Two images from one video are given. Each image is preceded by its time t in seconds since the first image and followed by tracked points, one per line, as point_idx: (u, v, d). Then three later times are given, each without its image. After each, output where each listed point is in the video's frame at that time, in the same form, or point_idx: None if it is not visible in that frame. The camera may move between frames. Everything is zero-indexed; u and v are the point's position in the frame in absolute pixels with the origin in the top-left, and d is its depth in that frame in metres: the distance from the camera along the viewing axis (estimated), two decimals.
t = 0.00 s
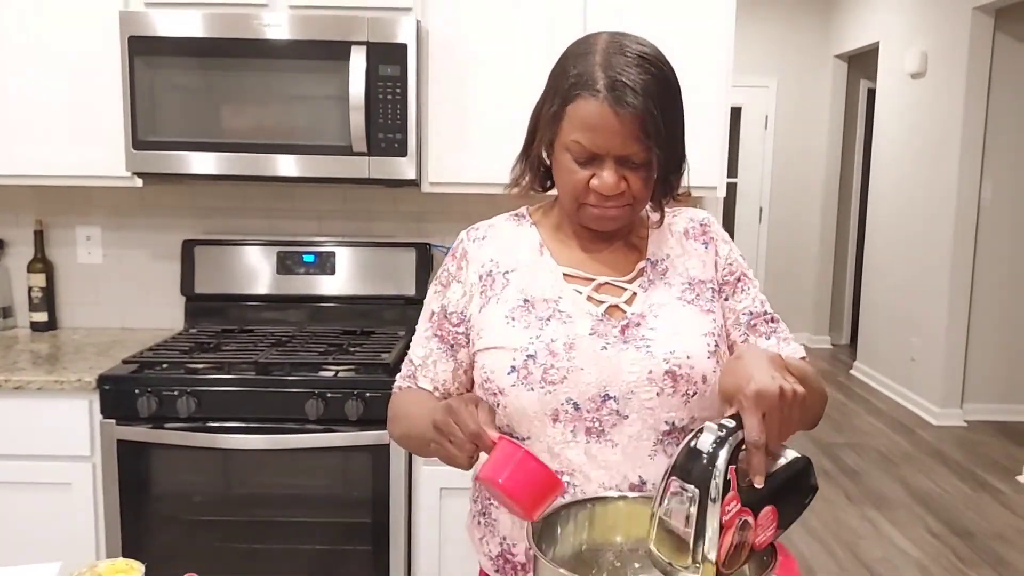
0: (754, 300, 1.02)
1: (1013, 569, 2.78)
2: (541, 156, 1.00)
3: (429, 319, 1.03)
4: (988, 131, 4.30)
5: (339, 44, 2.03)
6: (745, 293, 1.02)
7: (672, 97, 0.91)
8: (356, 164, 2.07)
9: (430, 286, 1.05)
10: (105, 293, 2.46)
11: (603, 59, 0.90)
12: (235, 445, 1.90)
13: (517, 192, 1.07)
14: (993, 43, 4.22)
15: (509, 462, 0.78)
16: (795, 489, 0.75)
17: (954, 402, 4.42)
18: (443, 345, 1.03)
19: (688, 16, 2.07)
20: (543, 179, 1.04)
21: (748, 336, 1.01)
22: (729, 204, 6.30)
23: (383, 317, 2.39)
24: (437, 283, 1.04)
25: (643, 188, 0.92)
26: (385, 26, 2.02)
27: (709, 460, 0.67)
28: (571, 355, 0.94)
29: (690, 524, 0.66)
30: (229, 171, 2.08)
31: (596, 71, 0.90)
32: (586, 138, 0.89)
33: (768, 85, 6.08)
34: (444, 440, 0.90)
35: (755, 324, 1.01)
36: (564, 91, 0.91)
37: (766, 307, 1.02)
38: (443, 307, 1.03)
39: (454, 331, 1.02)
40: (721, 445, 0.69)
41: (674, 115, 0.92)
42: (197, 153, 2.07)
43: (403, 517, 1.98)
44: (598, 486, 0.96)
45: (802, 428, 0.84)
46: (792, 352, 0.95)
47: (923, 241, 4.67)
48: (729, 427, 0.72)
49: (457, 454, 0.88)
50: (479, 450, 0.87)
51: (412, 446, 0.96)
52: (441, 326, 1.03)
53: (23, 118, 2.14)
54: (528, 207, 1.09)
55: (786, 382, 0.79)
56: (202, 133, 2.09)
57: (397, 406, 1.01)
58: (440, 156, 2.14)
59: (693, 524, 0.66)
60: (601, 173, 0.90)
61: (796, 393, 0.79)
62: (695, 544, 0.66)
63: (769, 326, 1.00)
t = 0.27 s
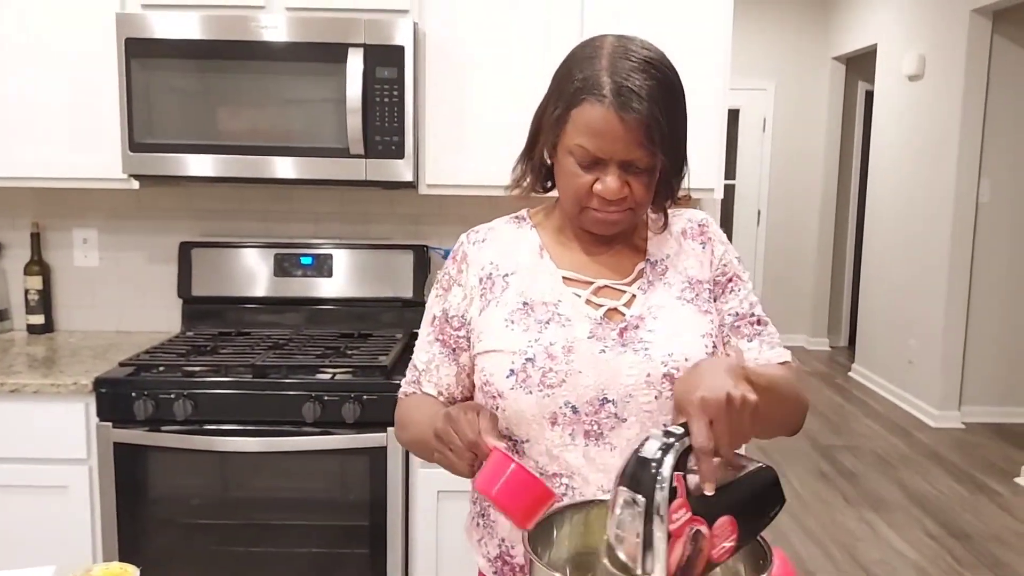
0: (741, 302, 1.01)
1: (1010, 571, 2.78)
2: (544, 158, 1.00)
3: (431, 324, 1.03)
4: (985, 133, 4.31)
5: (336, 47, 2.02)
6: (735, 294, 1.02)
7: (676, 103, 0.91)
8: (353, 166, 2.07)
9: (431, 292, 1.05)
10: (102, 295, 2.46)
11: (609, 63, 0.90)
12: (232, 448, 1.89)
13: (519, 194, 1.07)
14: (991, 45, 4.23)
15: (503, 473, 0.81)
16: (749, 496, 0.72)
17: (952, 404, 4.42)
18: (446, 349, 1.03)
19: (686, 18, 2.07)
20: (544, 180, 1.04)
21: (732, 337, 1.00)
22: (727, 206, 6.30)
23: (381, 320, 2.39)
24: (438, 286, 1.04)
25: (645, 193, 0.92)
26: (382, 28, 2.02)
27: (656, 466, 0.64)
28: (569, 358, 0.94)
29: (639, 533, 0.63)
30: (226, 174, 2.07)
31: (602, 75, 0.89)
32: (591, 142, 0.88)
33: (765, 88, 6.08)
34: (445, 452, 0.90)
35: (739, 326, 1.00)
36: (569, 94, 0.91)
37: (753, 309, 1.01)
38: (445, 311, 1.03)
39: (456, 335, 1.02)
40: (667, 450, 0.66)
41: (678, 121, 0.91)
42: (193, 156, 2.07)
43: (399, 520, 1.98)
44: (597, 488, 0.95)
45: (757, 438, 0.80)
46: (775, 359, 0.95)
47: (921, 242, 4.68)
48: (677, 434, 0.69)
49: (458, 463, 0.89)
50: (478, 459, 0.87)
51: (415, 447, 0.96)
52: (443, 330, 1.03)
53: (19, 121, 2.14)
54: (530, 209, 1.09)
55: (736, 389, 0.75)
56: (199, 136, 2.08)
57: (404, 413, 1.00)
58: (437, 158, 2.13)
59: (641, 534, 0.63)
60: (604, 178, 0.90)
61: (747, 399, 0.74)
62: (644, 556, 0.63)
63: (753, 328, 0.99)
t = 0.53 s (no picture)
0: (733, 300, 1.00)
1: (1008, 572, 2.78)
2: (542, 160, 1.00)
3: (431, 325, 1.04)
4: (983, 134, 4.31)
5: (335, 48, 2.02)
6: (726, 293, 1.01)
7: (672, 106, 0.91)
8: (352, 168, 2.07)
9: (431, 293, 1.05)
10: (100, 297, 2.46)
11: (605, 66, 0.90)
12: (230, 449, 1.89)
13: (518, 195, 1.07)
14: (988, 46, 4.24)
15: (478, 472, 0.82)
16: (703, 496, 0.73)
17: (950, 405, 4.42)
18: (445, 351, 1.03)
19: (684, 18, 2.07)
20: (542, 181, 1.04)
21: (721, 336, 0.99)
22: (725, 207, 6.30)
23: (379, 321, 2.39)
24: (438, 289, 1.05)
25: (642, 195, 0.92)
26: (380, 29, 2.02)
27: (594, 461, 0.66)
28: (566, 359, 0.94)
29: (576, 524, 0.66)
30: (224, 175, 2.07)
31: (599, 79, 0.89)
32: (587, 146, 0.89)
33: (764, 89, 6.09)
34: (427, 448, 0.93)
35: (728, 325, 0.99)
36: (565, 97, 0.91)
37: (745, 306, 1.00)
38: (445, 313, 1.03)
39: (454, 337, 1.03)
40: (611, 444, 0.67)
41: (675, 124, 0.91)
42: (192, 157, 2.07)
43: (398, 521, 1.98)
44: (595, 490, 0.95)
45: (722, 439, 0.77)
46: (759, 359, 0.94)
47: (919, 243, 4.68)
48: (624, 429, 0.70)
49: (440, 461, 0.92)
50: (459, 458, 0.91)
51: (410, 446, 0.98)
52: (443, 332, 1.03)
53: (18, 122, 2.14)
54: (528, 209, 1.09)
55: (694, 388, 0.72)
56: (197, 137, 2.08)
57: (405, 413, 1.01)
58: (435, 159, 2.14)
59: (577, 524, 0.66)
60: (601, 181, 0.90)
61: (701, 401, 0.71)
62: (580, 546, 0.66)
63: (741, 326, 0.98)
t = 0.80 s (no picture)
0: (732, 297, 1.00)
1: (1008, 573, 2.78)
2: (537, 162, 1.00)
3: (430, 328, 1.04)
4: (981, 134, 4.31)
5: (333, 49, 2.02)
6: (723, 290, 1.01)
7: (666, 107, 0.91)
8: (350, 169, 2.07)
9: (430, 295, 1.06)
10: (98, 298, 2.45)
11: (599, 68, 0.90)
12: (229, 451, 1.89)
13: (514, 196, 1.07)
14: (987, 47, 4.24)
15: (467, 473, 0.83)
16: (697, 497, 0.72)
17: (949, 405, 4.42)
18: (442, 353, 1.04)
19: (683, 19, 2.07)
20: (538, 183, 1.03)
21: (720, 333, 0.99)
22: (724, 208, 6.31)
23: (377, 322, 2.39)
24: (436, 291, 1.05)
25: (638, 196, 0.92)
26: (379, 30, 2.02)
27: (583, 460, 0.67)
28: (563, 359, 0.94)
29: (566, 523, 0.67)
30: (223, 176, 2.07)
31: (592, 81, 0.89)
32: (582, 147, 0.89)
33: (762, 89, 6.10)
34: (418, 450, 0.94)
35: (726, 323, 0.99)
36: (559, 99, 0.91)
37: (744, 303, 1.00)
38: (443, 315, 1.03)
39: (452, 339, 1.03)
40: (602, 443, 0.68)
41: (669, 124, 0.91)
42: (190, 158, 2.07)
43: (396, 522, 1.97)
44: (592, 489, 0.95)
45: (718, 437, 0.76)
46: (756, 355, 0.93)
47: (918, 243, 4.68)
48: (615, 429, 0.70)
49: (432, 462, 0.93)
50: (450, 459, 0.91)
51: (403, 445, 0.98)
52: (441, 334, 1.04)
53: (16, 123, 2.13)
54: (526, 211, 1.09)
55: (687, 390, 0.71)
56: (195, 139, 2.08)
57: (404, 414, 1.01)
58: (434, 160, 2.14)
59: (567, 523, 0.67)
60: (596, 182, 0.90)
61: (694, 402, 0.70)
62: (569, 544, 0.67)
63: (740, 323, 0.98)
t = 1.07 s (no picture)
0: (731, 291, 0.99)
1: (1008, 570, 2.77)
2: (533, 158, 1.00)
3: (427, 324, 1.04)
4: (981, 132, 4.31)
5: (330, 46, 2.02)
6: (723, 283, 1.00)
7: (662, 104, 0.90)
8: (348, 167, 2.06)
9: (426, 292, 1.05)
10: (96, 296, 2.45)
11: (594, 64, 0.89)
12: (227, 449, 1.88)
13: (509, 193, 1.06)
14: (986, 43, 4.23)
15: (459, 466, 0.83)
16: (727, 491, 0.69)
17: (949, 402, 4.42)
18: (438, 349, 1.03)
19: (682, 16, 2.06)
20: (534, 179, 1.03)
21: (722, 326, 0.98)
22: (724, 205, 6.30)
23: (376, 320, 2.38)
24: (433, 288, 1.05)
25: (633, 193, 0.91)
26: (377, 27, 2.02)
27: (618, 465, 0.62)
28: (558, 355, 0.93)
29: (605, 532, 0.62)
30: (220, 174, 2.07)
31: (587, 77, 0.88)
32: (577, 144, 0.88)
33: (761, 86, 6.09)
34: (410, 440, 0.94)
35: (729, 314, 0.98)
36: (554, 95, 0.90)
37: (745, 295, 0.99)
38: (439, 312, 1.03)
39: (448, 336, 1.03)
40: (634, 447, 0.64)
41: (665, 121, 0.91)
42: (187, 155, 2.06)
43: (395, 521, 1.97)
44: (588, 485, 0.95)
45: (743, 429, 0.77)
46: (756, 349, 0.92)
47: (917, 240, 4.68)
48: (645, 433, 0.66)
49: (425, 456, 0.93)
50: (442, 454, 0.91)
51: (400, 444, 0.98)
52: (437, 331, 1.03)
53: (13, 121, 2.13)
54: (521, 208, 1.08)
55: (712, 383, 0.71)
56: (192, 136, 2.07)
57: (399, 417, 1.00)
58: (432, 157, 2.13)
59: (606, 531, 0.62)
60: (591, 178, 0.90)
61: (722, 395, 0.70)
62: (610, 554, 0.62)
63: (742, 314, 0.97)
